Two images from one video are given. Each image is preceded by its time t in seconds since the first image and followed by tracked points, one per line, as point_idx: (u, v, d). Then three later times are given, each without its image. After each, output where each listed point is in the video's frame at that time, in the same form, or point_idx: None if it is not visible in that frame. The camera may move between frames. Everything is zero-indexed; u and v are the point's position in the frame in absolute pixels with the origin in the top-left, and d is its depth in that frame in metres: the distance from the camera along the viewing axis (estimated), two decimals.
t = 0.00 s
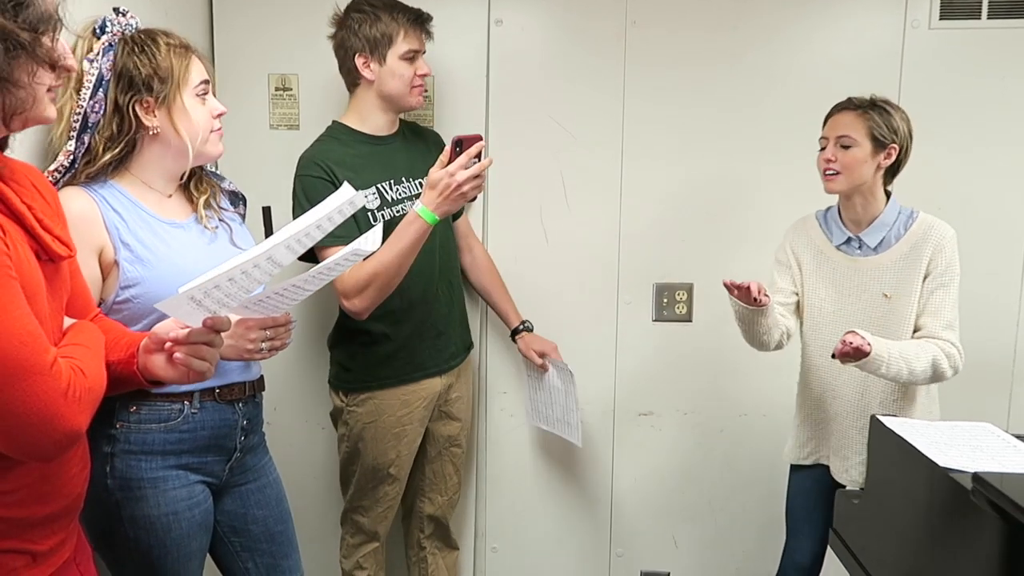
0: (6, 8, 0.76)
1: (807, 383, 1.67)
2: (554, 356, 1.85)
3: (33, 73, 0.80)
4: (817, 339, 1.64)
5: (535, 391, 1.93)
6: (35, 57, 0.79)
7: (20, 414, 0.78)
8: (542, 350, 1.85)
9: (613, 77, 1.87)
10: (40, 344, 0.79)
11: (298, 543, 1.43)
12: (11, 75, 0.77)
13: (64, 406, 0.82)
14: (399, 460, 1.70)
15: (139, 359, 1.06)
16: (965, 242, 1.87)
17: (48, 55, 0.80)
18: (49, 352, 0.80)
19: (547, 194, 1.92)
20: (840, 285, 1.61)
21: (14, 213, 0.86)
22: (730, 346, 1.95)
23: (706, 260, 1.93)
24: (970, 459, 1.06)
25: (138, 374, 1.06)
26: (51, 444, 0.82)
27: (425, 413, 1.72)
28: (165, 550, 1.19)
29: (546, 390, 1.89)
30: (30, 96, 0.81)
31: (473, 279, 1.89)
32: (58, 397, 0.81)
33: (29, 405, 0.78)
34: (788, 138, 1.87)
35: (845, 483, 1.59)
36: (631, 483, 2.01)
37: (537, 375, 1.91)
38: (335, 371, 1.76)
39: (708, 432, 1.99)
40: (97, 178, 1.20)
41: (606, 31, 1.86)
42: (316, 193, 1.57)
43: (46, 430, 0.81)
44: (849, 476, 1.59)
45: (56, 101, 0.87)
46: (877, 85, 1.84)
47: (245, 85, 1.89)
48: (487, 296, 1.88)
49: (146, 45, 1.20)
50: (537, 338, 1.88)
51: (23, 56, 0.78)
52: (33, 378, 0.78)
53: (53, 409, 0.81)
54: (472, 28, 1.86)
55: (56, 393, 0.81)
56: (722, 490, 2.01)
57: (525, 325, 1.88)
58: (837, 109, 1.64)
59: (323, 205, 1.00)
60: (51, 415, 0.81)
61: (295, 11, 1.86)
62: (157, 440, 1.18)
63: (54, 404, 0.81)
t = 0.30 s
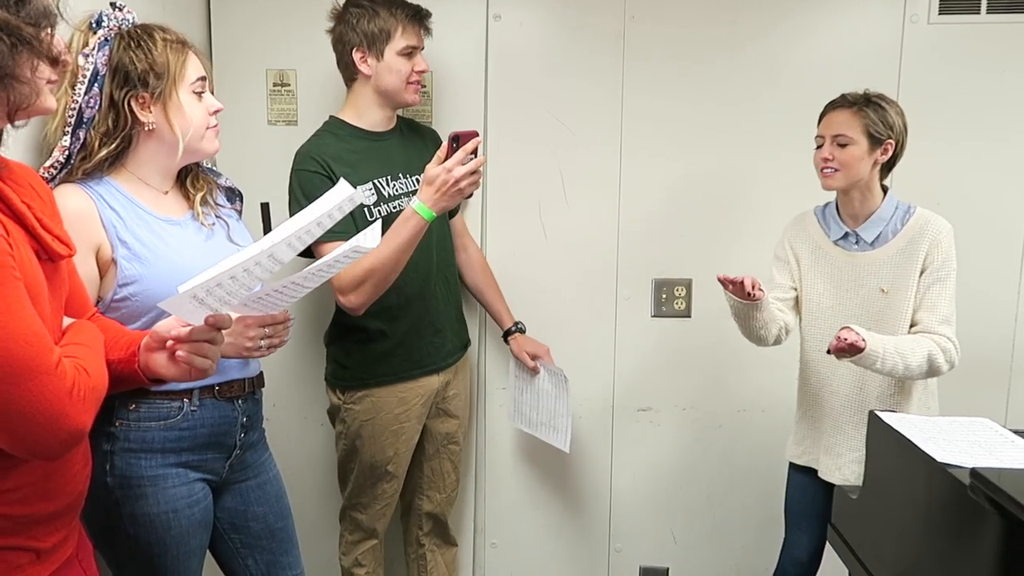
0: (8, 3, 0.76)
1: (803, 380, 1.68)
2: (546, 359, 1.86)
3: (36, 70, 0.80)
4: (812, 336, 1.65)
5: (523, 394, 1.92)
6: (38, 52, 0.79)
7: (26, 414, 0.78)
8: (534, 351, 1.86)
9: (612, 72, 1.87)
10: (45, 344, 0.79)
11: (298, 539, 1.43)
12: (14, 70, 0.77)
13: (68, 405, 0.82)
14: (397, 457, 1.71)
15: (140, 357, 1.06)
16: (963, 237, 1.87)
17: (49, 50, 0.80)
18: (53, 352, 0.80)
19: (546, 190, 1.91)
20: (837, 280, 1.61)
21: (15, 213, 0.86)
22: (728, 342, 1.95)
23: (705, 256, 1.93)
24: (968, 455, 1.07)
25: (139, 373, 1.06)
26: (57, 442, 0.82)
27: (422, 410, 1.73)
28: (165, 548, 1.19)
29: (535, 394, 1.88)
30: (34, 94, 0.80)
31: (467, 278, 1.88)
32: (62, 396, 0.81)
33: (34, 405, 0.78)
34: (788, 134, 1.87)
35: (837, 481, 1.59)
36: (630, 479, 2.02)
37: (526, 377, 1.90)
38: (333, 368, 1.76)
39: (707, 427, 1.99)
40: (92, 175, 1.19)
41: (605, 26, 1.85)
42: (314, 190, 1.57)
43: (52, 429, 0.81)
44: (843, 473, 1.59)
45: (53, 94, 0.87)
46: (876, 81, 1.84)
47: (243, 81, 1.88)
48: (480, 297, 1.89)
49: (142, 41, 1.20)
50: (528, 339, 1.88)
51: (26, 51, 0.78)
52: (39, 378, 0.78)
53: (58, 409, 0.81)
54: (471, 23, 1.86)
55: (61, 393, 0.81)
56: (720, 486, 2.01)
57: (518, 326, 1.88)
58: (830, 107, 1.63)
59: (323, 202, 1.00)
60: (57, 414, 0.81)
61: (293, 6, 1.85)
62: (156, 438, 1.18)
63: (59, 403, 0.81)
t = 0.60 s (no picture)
0: (6, 6, 0.76)
1: (800, 384, 1.68)
2: (544, 365, 1.87)
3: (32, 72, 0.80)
4: (809, 339, 1.65)
5: (515, 399, 1.91)
6: (34, 54, 0.79)
7: (23, 419, 0.78)
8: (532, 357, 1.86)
9: (609, 75, 1.87)
10: (41, 348, 0.78)
11: (295, 543, 1.42)
12: (12, 73, 0.76)
13: (65, 410, 0.81)
14: (394, 461, 1.70)
15: (137, 362, 1.05)
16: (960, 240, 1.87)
17: (45, 53, 0.80)
18: (49, 356, 0.80)
19: (543, 193, 1.91)
20: (833, 283, 1.61)
21: (10, 218, 0.86)
22: (726, 345, 1.95)
23: (702, 259, 1.93)
24: (966, 458, 1.06)
25: (135, 378, 1.05)
26: (54, 447, 0.82)
27: (420, 414, 1.72)
28: (161, 553, 1.18)
29: (531, 399, 1.88)
30: (30, 98, 0.80)
31: (467, 283, 1.88)
32: (59, 401, 0.81)
33: (30, 409, 0.78)
34: (785, 137, 1.87)
35: (833, 485, 1.59)
36: (627, 482, 2.02)
37: (523, 382, 1.90)
38: (330, 372, 1.76)
39: (705, 430, 1.99)
40: (87, 178, 1.19)
41: (603, 29, 1.85)
42: (311, 192, 1.56)
43: (48, 435, 0.80)
44: (838, 476, 1.59)
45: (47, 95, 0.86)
46: (873, 84, 1.84)
47: (240, 84, 1.88)
48: (479, 301, 1.88)
49: (137, 43, 1.19)
50: (527, 345, 1.88)
51: (22, 54, 0.77)
52: (35, 383, 0.77)
53: (55, 413, 0.80)
54: (468, 26, 1.85)
55: (57, 397, 0.80)
56: (718, 489, 2.01)
57: (517, 331, 1.88)
58: (823, 111, 1.65)
59: (320, 206, 0.99)
60: (53, 419, 0.80)
61: (291, 9, 1.85)
62: (152, 442, 1.17)
63: (56, 408, 0.80)
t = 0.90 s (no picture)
0: None
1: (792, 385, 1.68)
2: (538, 372, 1.85)
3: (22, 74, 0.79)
4: (804, 341, 1.65)
5: (509, 403, 1.91)
6: (24, 55, 0.78)
7: (10, 424, 0.77)
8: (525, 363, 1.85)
9: (603, 78, 1.87)
10: (30, 353, 0.78)
11: (288, 548, 1.42)
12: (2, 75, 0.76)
13: (54, 414, 0.81)
14: (389, 464, 1.70)
15: (127, 366, 1.05)
16: (953, 242, 1.88)
17: (35, 54, 0.80)
18: (38, 361, 0.79)
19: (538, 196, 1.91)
20: (825, 285, 1.61)
21: None
22: (720, 348, 1.95)
23: (697, 262, 1.93)
24: (960, 460, 1.07)
25: (126, 382, 1.05)
26: (42, 452, 0.81)
27: (415, 417, 1.72)
28: (153, 558, 1.18)
29: (524, 404, 1.88)
30: (20, 99, 0.80)
31: (462, 287, 1.88)
32: (48, 405, 0.80)
33: (18, 414, 0.77)
34: (779, 139, 1.88)
35: (826, 485, 1.59)
36: (622, 485, 2.01)
37: (516, 387, 1.90)
38: (325, 375, 1.75)
39: (699, 433, 1.99)
40: (78, 182, 1.18)
41: (597, 32, 1.85)
42: (305, 195, 1.57)
43: (36, 439, 0.80)
44: (831, 477, 1.59)
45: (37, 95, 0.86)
46: (866, 87, 1.85)
47: (233, 87, 1.87)
48: (474, 305, 1.88)
49: (129, 46, 1.19)
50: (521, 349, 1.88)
51: (12, 55, 0.77)
52: (23, 388, 0.77)
53: (43, 418, 0.80)
54: (463, 29, 1.86)
55: (46, 402, 0.80)
56: (712, 492, 2.01)
57: (512, 335, 1.87)
58: (816, 112, 1.66)
59: (312, 210, 0.99)
60: (41, 423, 0.80)
61: (284, 12, 1.85)
62: (145, 446, 1.17)
63: (44, 413, 0.80)
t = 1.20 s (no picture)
0: None
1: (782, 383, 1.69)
2: (529, 372, 1.86)
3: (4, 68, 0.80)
4: (792, 340, 1.66)
5: (500, 402, 1.92)
6: (7, 50, 0.80)
7: None
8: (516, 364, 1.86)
9: (594, 78, 1.87)
10: (17, 355, 0.77)
11: (279, 547, 1.42)
12: None
13: (41, 417, 0.81)
14: (381, 464, 1.70)
15: (116, 368, 1.04)
16: (941, 242, 1.89)
17: (19, 49, 0.81)
18: (25, 363, 0.79)
19: (529, 195, 1.92)
20: (814, 283, 1.62)
21: None
22: (711, 346, 1.96)
23: (687, 260, 1.94)
24: (947, 457, 1.08)
25: (115, 384, 1.05)
26: (29, 454, 0.81)
27: (407, 417, 1.72)
28: (144, 558, 1.18)
29: (514, 404, 1.89)
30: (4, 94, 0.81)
31: (454, 287, 1.88)
32: (35, 408, 0.80)
33: (5, 417, 0.77)
34: (769, 139, 1.89)
35: (815, 482, 1.60)
36: (614, 483, 2.02)
37: (507, 387, 1.90)
38: (317, 375, 1.75)
39: (690, 431, 2.00)
40: (68, 182, 1.18)
41: (588, 32, 1.86)
42: (296, 194, 1.56)
43: (23, 441, 0.80)
44: (820, 474, 1.60)
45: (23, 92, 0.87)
46: (855, 86, 1.86)
47: (224, 86, 1.87)
48: (465, 304, 1.88)
49: (118, 45, 1.19)
50: (511, 349, 1.88)
51: None
52: (10, 390, 0.77)
53: (30, 420, 0.80)
54: (453, 28, 1.86)
55: (33, 404, 0.80)
56: (703, 490, 2.02)
57: (503, 335, 1.88)
58: (806, 112, 1.67)
59: (302, 211, 0.99)
60: (28, 426, 0.80)
61: (275, 11, 1.84)
62: (135, 447, 1.16)
63: (32, 415, 0.80)
